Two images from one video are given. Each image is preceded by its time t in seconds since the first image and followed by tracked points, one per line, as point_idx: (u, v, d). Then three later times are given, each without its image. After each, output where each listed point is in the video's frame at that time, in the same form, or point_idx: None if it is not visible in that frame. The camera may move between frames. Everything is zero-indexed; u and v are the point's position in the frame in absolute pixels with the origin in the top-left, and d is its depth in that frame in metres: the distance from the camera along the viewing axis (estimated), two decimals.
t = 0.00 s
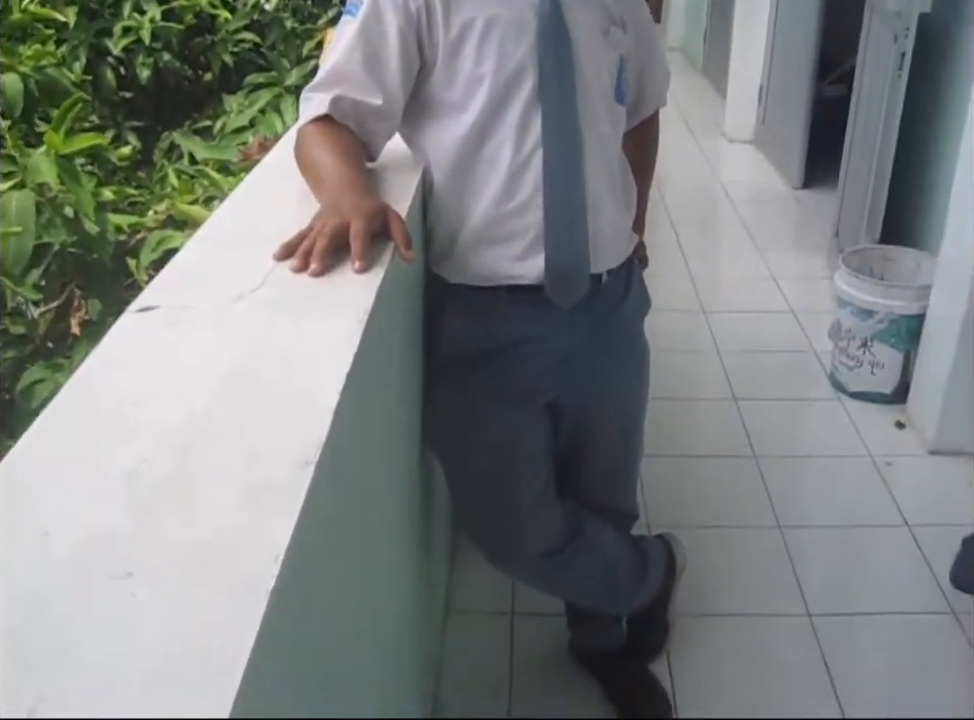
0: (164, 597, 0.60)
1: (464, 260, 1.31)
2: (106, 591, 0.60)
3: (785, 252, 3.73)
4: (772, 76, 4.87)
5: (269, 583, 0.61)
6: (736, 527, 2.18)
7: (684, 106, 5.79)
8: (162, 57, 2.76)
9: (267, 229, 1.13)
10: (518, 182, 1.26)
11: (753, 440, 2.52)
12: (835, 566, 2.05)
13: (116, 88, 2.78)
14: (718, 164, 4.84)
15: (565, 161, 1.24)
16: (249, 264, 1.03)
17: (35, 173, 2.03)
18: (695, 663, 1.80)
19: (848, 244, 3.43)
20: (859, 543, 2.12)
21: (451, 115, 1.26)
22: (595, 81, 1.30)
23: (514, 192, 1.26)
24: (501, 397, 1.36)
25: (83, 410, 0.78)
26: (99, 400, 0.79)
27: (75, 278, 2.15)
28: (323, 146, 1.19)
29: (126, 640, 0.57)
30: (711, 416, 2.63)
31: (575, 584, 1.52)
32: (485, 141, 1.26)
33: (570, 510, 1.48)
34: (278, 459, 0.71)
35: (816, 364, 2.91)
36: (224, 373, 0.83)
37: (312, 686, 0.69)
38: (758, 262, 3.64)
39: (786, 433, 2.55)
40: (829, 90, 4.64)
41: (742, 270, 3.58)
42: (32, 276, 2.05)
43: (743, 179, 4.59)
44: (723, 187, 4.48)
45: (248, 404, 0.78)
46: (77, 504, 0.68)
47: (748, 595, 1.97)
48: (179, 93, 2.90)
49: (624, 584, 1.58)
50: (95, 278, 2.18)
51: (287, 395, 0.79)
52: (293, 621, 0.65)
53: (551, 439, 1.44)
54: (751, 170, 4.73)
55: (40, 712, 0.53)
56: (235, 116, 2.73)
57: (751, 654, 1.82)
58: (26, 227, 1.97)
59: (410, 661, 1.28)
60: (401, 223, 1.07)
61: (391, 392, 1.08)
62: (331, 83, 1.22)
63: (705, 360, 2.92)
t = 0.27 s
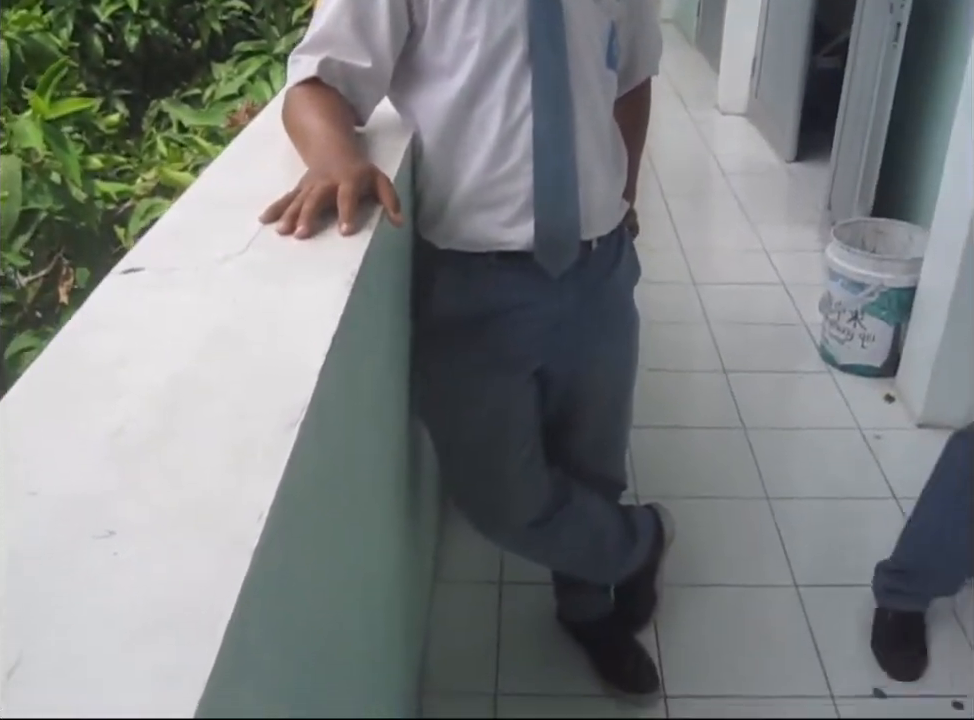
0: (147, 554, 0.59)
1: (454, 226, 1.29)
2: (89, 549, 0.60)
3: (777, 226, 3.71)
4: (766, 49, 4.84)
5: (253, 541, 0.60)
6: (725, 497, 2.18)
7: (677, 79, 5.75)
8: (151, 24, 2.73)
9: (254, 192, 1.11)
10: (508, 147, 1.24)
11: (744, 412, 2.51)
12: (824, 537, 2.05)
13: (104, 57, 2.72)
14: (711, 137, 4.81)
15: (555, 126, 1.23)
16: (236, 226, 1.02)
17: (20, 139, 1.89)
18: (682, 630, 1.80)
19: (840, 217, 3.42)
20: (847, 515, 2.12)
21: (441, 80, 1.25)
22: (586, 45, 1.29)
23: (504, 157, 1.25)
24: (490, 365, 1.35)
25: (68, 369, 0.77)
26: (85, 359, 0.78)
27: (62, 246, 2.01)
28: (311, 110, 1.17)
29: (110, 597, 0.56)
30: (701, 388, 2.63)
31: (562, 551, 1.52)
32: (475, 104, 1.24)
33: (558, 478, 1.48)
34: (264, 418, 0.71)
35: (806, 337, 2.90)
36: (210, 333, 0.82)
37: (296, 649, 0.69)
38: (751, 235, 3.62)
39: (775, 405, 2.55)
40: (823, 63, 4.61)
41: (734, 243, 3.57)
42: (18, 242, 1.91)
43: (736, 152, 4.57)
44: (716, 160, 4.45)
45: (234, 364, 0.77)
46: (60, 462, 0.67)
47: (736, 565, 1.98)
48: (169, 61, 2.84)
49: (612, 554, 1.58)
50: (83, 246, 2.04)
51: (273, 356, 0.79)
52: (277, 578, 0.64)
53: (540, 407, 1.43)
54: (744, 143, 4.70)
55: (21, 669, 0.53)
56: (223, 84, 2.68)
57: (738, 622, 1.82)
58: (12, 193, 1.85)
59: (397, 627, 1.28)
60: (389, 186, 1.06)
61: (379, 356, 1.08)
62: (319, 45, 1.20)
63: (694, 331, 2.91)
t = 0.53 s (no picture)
0: (152, 522, 0.59)
1: (459, 195, 1.28)
2: (94, 517, 0.60)
3: (784, 196, 3.69)
4: (773, 17, 4.79)
5: (259, 507, 0.60)
6: (734, 466, 2.18)
7: (683, 48, 5.70)
8: None
9: (258, 160, 1.10)
10: (514, 114, 1.23)
11: (751, 381, 2.51)
12: (832, 507, 2.05)
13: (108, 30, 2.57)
14: (717, 107, 4.77)
15: (562, 92, 1.21)
16: (240, 194, 1.01)
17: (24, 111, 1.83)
18: (691, 599, 1.81)
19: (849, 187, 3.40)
20: (854, 484, 2.12)
21: (446, 46, 1.23)
22: (593, 10, 1.27)
23: (510, 125, 1.24)
24: (497, 334, 1.34)
25: (72, 337, 0.77)
26: (89, 327, 0.78)
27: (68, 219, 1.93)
28: (316, 77, 1.16)
29: (114, 564, 0.56)
30: (708, 359, 2.62)
31: (571, 521, 1.52)
32: (481, 71, 1.23)
33: (566, 447, 1.48)
34: (269, 386, 0.70)
35: (814, 307, 2.89)
36: (215, 301, 0.81)
37: (303, 617, 0.69)
38: (757, 205, 3.60)
39: (783, 375, 2.54)
40: (831, 33, 4.57)
41: (741, 213, 3.54)
42: (23, 215, 1.84)
43: (742, 121, 4.53)
44: (722, 130, 4.42)
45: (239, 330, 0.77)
46: (65, 430, 0.67)
47: (744, 534, 1.98)
48: (174, 34, 2.75)
49: (620, 524, 1.58)
50: (89, 219, 1.97)
51: (278, 324, 0.78)
52: (284, 543, 0.64)
53: (546, 376, 1.43)
54: (750, 112, 4.67)
55: (26, 636, 0.53)
56: (227, 57, 2.65)
57: (746, 590, 1.83)
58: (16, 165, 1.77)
59: (405, 597, 1.28)
60: (395, 153, 1.05)
61: (385, 325, 1.07)
62: (323, 11, 1.18)
63: (701, 302, 2.90)
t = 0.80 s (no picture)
0: (152, 496, 0.59)
1: (461, 172, 1.27)
2: (94, 490, 0.59)
3: (785, 177, 3.67)
4: None
5: (261, 480, 0.59)
6: (734, 448, 2.18)
7: (684, 29, 5.67)
8: None
9: (259, 135, 1.09)
10: (517, 90, 1.22)
11: (752, 363, 2.50)
12: (832, 488, 2.05)
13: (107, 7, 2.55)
14: (719, 88, 4.75)
15: (565, 68, 1.20)
16: (241, 168, 1.00)
17: (22, 88, 1.79)
18: (690, 580, 1.81)
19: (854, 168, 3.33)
20: (855, 466, 2.11)
21: (449, 21, 1.22)
22: None
23: (513, 101, 1.22)
24: (498, 313, 1.34)
25: (72, 309, 0.76)
26: (89, 300, 0.77)
27: (66, 197, 1.92)
28: (318, 52, 1.15)
29: (114, 539, 0.56)
30: (709, 340, 2.61)
31: (571, 501, 1.52)
32: (483, 47, 1.21)
33: (567, 427, 1.48)
34: (270, 361, 0.69)
35: (815, 289, 2.88)
36: (216, 275, 0.80)
37: (304, 596, 0.69)
38: (759, 187, 3.58)
39: (784, 357, 2.54)
40: (834, 14, 4.54)
41: (742, 195, 3.53)
42: (21, 193, 1.82)
43: (744, 103, 4.51)
44: (724, 112, 4.40)
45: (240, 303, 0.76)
46: (65, 402, 0.66)
47: (744, 515, 1.97)
48: (173, 12, 2.73)
49: (621, 505, 1.57)
50: (87, 198, 1.94)
51: (280, 298, 0.77)
52: (285, 516, 0.64)
53: (548, 355, 1.42)
54: (753, 94, 4.64)
55: (26, 609, 0.53)
56: (227, 35, 2.61)
57: (746, 569, 1.83)
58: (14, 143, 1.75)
59: (406, 575, 1.28)
60: (398, 129, 1.04)
61: (386, 303, 1.06)
62: None
63: (703, 283, 2.90)
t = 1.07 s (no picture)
0: (143, 463, 0.58)
1: (456, 141, 1.26)
2: (85, 458, 0.59)
3: (782, 149, 3.65)
4: None
5: (254, 445, 0.59)
6: (730, 420, 2.17)
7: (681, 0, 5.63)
8: None
9: (252, 103, 1.08)
10: (512, 58, 1.20)
11: (749, 335, 2.50)
12: (829, 460, 2.05)
13: None
14: (716, 59, 4.72)
15: (561, 35, 1.18)
16: (233, 136, 0.99)
17: (11, 60, 1.72)
18: (687, 551, 1.80)
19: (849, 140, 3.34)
20: (850, 438, 2.11)
21: None
22: None
23: (508, 69, 1.21)
24: (493, 283, 1.33)
25: (63, 276, 0.75)
26: (80, 268, 0.76)
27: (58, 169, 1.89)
28: (311, 20, 1.14)
29: (105, 508, 0.55)
30: (705, 312, 2.60)
31: (568, 472, 1.52)
32: (478, 14, 1.20)
33: (564, 397, 1.47)
34: (264, 326, 0.69)
35: (812, 261, 2.87)
36: (208, 242, 0.79)
37: (299, 563, 0.68)
38: (755, 159, 3.57)
39: (780, 330, 2.53)
40: None
41: (739, 167, 3.51)
42: (12, 167, 1.79)
43: (741, 75, 4.48)
44: (721, 84, 4.37)
45: (231, 270, 0.75)
46: (56, 370, 0.66)
47: (740, 487, 1.97)
48: None
49: (618, 475, 1.57)
50: (79, 170, 1.91)
51: (272, 265, 0.76)
52: (279, 482, 0.63)
53: (544, 326, 1.41)
54: (750, 65, 4.61)
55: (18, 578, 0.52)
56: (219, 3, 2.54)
57: (742, 541, 1.83)
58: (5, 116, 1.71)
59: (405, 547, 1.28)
60: (393, 96, 1.03)
61: (382, 271, 1.06)
62: None
63: (699, 256, 2.89)
